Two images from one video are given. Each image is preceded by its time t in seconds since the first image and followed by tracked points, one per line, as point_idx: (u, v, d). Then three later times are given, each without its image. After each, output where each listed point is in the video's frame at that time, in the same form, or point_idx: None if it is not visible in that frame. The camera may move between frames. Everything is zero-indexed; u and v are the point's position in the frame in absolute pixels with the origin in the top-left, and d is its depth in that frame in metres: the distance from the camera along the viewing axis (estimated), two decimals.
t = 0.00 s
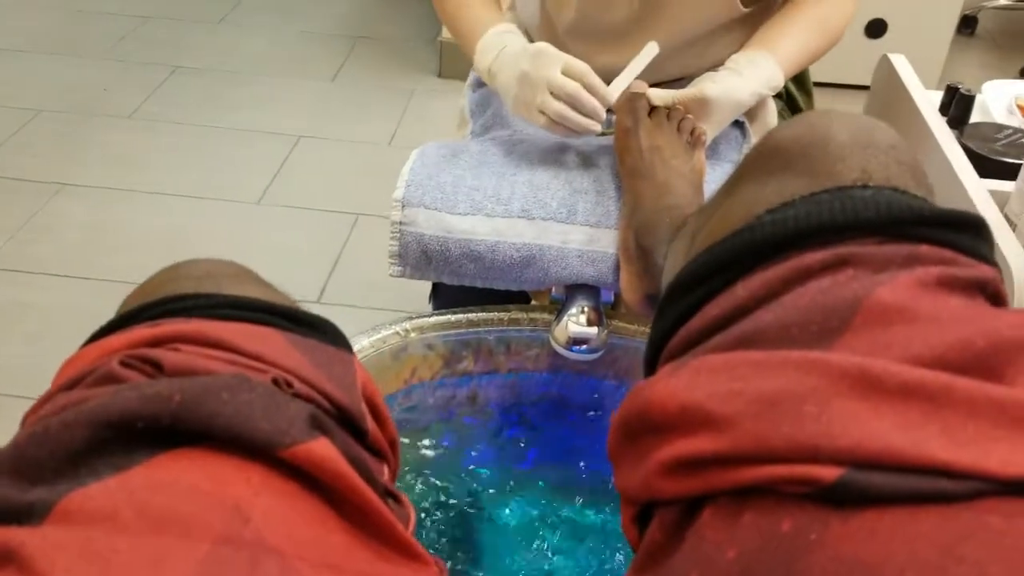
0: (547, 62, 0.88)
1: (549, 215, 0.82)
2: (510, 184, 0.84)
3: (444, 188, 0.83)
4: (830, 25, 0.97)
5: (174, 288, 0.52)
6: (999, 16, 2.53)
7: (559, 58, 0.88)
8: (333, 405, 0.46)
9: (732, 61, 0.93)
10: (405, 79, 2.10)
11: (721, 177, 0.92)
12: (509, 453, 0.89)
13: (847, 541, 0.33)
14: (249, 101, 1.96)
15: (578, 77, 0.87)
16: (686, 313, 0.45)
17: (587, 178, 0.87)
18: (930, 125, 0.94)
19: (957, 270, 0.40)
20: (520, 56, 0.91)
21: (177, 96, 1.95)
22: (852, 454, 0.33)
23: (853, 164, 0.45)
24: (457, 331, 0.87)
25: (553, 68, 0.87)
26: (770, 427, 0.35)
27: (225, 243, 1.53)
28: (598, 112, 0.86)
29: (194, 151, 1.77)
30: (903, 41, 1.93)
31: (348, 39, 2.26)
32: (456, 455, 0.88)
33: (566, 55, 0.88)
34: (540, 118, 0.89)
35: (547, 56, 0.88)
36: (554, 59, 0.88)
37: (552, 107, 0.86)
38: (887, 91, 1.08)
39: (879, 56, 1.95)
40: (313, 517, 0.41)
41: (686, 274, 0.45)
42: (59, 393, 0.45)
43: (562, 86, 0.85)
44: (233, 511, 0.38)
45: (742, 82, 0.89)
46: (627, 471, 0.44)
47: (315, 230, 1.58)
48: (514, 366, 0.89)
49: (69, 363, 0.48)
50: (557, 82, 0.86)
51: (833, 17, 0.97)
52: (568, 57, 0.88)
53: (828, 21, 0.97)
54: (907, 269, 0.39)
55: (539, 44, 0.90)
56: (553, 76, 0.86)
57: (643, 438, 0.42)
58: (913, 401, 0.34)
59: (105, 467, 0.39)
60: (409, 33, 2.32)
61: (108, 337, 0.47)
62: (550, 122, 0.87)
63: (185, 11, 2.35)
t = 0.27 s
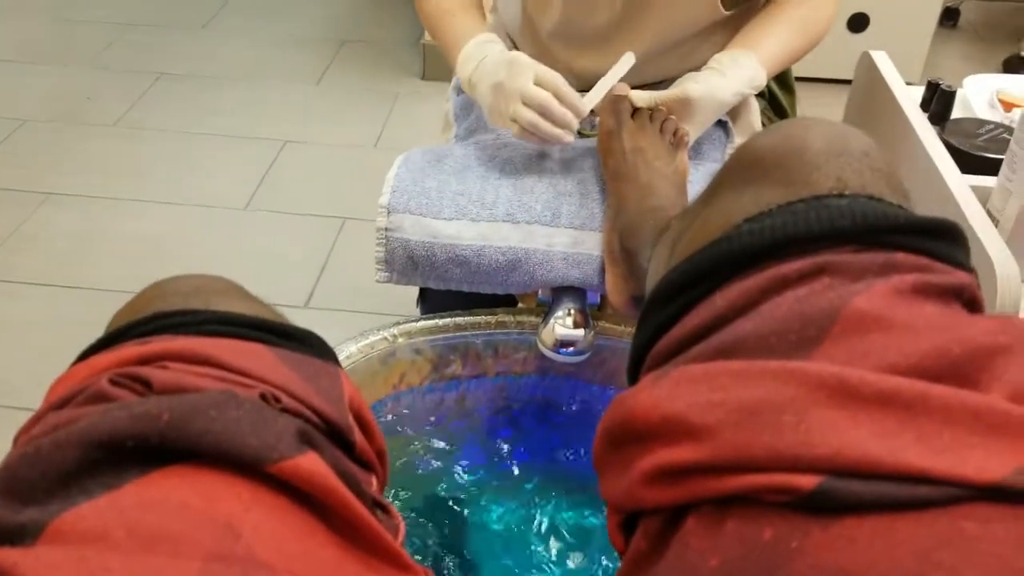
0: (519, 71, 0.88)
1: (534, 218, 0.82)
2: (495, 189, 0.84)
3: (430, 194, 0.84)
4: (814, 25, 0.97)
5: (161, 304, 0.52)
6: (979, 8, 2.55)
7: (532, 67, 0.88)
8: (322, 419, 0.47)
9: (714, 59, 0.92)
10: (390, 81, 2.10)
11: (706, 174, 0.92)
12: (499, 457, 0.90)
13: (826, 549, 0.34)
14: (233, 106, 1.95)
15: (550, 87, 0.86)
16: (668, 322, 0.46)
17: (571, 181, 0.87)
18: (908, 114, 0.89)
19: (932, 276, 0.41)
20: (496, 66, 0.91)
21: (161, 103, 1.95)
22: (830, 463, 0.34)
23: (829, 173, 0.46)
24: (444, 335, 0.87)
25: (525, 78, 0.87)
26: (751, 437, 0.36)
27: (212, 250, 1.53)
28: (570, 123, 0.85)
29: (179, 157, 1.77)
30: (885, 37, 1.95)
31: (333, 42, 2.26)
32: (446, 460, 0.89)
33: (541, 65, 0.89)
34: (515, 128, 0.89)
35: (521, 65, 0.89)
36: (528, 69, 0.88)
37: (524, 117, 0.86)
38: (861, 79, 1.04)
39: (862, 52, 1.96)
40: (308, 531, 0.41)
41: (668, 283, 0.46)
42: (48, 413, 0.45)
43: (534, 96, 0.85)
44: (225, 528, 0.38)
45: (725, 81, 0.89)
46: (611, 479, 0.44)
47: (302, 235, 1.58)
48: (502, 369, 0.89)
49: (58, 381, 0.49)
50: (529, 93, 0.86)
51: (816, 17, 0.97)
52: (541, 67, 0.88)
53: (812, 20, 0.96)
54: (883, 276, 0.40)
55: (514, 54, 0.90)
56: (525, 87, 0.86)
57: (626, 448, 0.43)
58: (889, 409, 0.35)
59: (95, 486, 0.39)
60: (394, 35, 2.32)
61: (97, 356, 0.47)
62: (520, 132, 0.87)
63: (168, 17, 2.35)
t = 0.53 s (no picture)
0: (518, 66, 0.89)
1: (529, 224, 0.81)
2: (489, 196, 0.83)
3: (424, 202, 0.83)
4: (806, 21, 0.95)
5: (150, 329, 0.52)
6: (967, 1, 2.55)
7: (533, 62, 0.89)
8: (312, 442, 0.47)
9: (704, 62, 0.92)
10: (381, 86, 2.09)
11: (699, 179, 0.91)
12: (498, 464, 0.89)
13: (819, 570, 0.35)
14: (224, 114, 1.95)
15: (552, 81, 0.87)
16: (660, 337, 0.47)
17: (564, 187, 0.86)
18: (897, 113, 0.87)
19: (920, 289, 0.41)
20: (491, 65, 0.91)
21: (152, 112, 1.94)
22: (822, 483, 0.35)
23: (815, 186, 0.47)
24: (441, 344, 0.86)
25: (528, 72, 0.88)
26: (743, 456, 0.37)
27: (207, 259, 1.52)
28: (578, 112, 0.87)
29: (171, 167, 1.77)
30: (875, 32, 1.95)
31: (323, 48, 2.26)
32: (444, 470, 0.88)
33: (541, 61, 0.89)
34: (515, 122, 0.89)
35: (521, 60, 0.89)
36: (529, 64, 0.88)
37: (530, 109, 0.86)
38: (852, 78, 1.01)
39: (852, 48, 1.96)
40: (299, 560, 0.41)
41: (659, 299, 0.46)
42: (38, 443, 0.45)
43: (540, 89, 0.86)
44: (216, 558, 0.38)
45: (714, 84, 0.88)
46: (607, 497, 0.45)
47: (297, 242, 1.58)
48: (499, 376, 0.89)
49: (47, 410, 0.48)
50: (532, 85, 0.87)
51: (809, 12, 0.95)
52: (543, 61, 0.89)
53: (806, 16, 0.95)
54: (869, 290, 0.41)
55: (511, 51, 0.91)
56: (530, 79, 0.87)
57: (620, 465, 0.44)
58: (879, 429, 0.36)
59: (85, 518, 0.39)
60: (384, 40, 2.31)
61: (87, 384, 0.47)
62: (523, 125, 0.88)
63: (158, 25, 2.34)
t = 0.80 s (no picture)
0: (495, 75, 0.90)
1: (518, 238, 0.81)
2: (478, 211, 0.83)
3: (413, 218, 0.83)
4: (790, 33, 0.96)
5: (140, 351, 0.52)
6: (949, 11, 2.58)
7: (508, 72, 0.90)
8: (303, 461, 0.47)
9: (687, 72, 0.93)
10: (368, 101, 2.10)
11: (687, 193, 0.90)
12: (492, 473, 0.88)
13: None
14: (212, 130, 1.95)
15: (523, 91, 0.88)
16: (650, 352, 0.47)
17: (553, 201, 0.86)
18: (883, 123, 0.87)
19: (908, 302, 0.42)
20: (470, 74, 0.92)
21: (139, 130, 1.94)
22: (814, 497, 0.36)
23: (803, 202, 0.48)
24: (432, 359, 0.87)
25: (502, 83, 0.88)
26: (735, 471, 0.37)
27: (196, 277, 1.52)
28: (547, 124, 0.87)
29: (158, 184, 1.76)
30: (859, 43, 1.97)
31: (310, 64, 2.26)
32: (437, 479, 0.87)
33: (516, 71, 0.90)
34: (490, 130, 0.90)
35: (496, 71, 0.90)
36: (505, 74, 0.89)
37: (499, 119, 0.87)
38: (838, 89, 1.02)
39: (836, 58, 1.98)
40: None
41: (650, 314, 0.47)
42: (28, 467, 0.45)
43: (508, 99, 0.87)
44: None
45: (696, 93, 0.89)
46: (601, 513, 0.45)
47: (286, 258, 1.58)
48: (490, 391, 0.89)
49: (37, 434, 0.48)
50: (503, 95, 0.87)
51: (793, 24, 0.96)
52: (517, 73, 0.89)
53: (788, 26, 0.96)
54: (858, 304, 0.42)
55: (492, 60, 0.91)
56: (500, 90, 0.87)
57: (613, 480, 0.44)
58: (871, 442, 0.37)
59: (77, 542, 0.39)
60: (371, 55, 2.32)
61: (77, 407, 0.47)
62: (497, 132, 0.88)
63: (144, 43, 2.34)
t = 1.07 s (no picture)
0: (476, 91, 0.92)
1: (511, 251, 0.81)
2: (472, 225, 0.83)
3: (407, 232, 0.83)
4: (779, 45, 0.96)
5: (136, 368, 0.52)
6: (937, 23, 2.60)
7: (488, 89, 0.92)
8: (300, 476, 0.46)
9: (675, 83, 0.93)
10: (362, 117, 2.10)
11: (680, 206, 0.90)
12: (489, 490, 0.88)
13: None
14: (206, 148, 1.95)
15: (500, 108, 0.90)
16: (646, 363, 0.47)
17: (546, 214, 0.87)
18: (874, 134, 0.88)
19: (900, 311, 0.42)
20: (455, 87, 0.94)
21: (132, 148, 1.94)
22: (811, 506, 0.36)
23: (794, 213, 0.48)
24: (427, 373, 0.86)
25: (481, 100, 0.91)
26: (731, 482, 0.38)
27: (191, 294, 1.52)
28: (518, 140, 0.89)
29: (152, 202, 1.76)
30: (849, 54, 1.98)
31: (304, 80, 2.27)
32: (433, 496, 0.87)
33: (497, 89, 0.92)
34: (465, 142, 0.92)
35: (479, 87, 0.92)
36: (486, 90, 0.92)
37: (473, 132, 0.90)
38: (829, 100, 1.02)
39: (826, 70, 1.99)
40: None
41: (645, 326, 0.47)
42: (26, 485, 0.45)
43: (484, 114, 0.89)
44: None
45: (684, 104, 0.89)
46: (598, 526, 0.45)
47: (281, 274, 1.58)
48: (484, 404, 0.89)
49: (34, 451, 0.48)
50: (480, 110, 0.90)
51: (781, 35, 0.96)
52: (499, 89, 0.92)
53: (777, 38, 0.96)
54: (851, 314, 0.42)
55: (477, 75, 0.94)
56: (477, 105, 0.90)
57: (610, 492, 0.44)
58: (866, 450, 0.37)
59: (76, 559, 0.39)
60: (363, 70, 2.33)
61: (73, 425, 0.47)
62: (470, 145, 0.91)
63: (137, 61, 2.34)
